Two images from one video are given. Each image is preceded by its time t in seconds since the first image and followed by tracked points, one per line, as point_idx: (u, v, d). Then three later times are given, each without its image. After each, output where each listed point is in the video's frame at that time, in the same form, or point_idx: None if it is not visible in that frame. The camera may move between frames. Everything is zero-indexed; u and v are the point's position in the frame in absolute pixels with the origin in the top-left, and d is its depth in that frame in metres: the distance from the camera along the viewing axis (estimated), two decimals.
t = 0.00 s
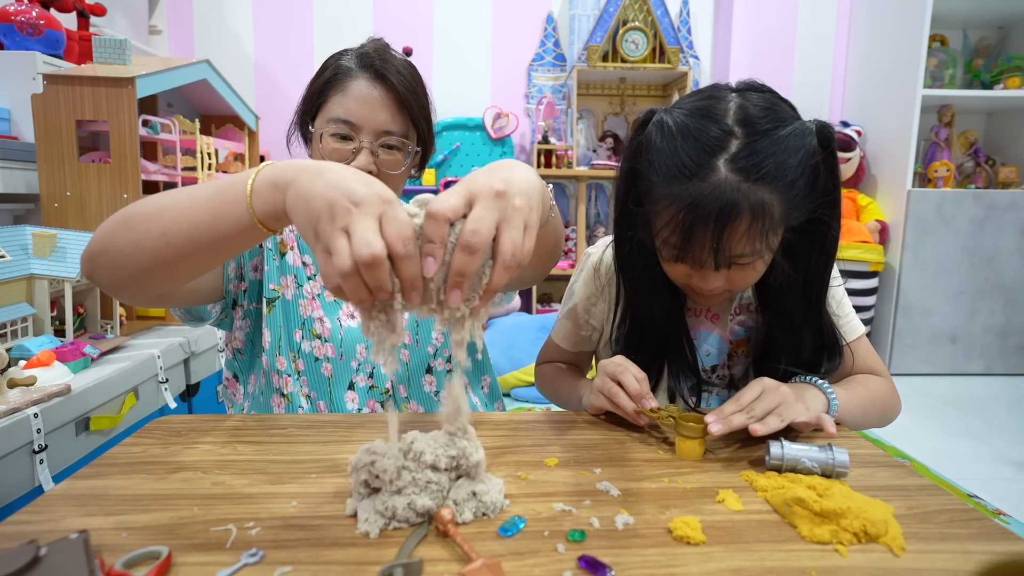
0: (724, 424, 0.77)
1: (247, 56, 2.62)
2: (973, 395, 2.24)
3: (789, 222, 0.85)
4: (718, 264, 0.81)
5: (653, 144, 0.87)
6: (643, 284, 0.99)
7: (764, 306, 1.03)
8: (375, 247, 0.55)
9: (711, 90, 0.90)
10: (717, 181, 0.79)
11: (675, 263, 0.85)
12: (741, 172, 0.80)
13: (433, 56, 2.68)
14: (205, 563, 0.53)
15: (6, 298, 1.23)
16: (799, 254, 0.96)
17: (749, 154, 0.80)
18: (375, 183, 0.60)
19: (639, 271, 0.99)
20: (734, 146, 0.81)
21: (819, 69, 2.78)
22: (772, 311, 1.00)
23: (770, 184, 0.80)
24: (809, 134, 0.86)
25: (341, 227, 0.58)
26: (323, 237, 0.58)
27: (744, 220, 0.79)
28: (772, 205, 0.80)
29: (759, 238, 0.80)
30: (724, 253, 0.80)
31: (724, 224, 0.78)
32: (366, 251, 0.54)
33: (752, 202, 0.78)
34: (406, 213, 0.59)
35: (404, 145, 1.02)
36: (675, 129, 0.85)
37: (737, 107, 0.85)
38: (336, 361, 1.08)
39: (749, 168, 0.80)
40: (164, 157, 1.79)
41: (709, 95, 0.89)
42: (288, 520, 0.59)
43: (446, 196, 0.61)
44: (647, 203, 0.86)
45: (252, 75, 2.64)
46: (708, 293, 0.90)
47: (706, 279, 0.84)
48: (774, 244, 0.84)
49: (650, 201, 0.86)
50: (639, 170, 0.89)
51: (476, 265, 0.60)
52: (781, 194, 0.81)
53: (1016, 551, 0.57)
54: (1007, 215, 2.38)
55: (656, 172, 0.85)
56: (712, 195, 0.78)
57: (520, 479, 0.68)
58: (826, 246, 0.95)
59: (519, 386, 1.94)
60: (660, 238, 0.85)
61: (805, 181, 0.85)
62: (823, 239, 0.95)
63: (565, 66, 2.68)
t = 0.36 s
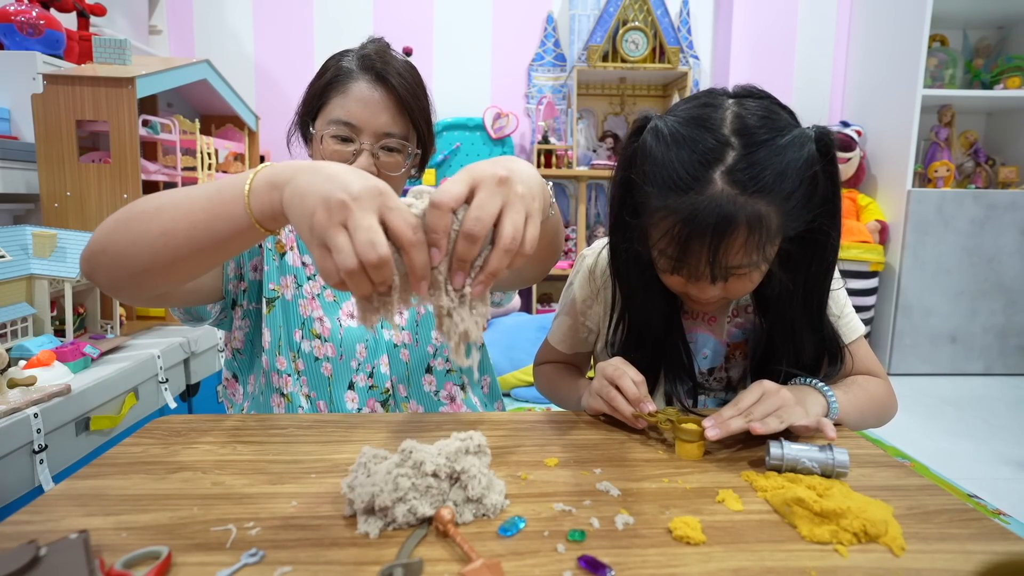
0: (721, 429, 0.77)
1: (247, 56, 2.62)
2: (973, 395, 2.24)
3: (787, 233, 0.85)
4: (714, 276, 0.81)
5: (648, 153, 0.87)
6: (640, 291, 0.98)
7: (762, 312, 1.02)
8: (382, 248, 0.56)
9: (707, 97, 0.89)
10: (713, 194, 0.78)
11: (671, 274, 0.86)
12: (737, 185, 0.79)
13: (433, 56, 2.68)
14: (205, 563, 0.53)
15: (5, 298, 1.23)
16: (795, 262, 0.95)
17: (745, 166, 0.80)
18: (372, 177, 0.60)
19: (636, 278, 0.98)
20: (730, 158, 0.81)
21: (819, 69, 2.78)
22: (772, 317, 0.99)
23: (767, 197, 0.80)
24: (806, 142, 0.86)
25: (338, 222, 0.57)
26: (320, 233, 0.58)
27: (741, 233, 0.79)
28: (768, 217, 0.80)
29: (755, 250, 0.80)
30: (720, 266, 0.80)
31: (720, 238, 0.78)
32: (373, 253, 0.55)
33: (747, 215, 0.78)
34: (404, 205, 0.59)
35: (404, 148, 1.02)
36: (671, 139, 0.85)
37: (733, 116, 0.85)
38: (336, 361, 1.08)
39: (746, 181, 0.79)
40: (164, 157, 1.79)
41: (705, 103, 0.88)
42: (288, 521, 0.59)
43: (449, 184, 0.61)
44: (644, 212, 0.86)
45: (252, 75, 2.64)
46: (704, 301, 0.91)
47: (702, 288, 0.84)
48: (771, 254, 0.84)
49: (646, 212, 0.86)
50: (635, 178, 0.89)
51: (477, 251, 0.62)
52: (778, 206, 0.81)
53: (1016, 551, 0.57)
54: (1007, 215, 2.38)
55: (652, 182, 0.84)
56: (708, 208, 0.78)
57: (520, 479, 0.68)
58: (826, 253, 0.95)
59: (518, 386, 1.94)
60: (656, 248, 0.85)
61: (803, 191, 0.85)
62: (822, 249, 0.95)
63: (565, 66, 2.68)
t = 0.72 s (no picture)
0: (721, 432, 0.77)
1: (247, 56, 2.62)
2: (973, 395, 2.24)
3: (786, 239, 0.84)
4: (712, 284, 0.81)
5: (645, 160, 0.86)
6: (640, 294, 0.98)
7: (762, 315, 1.02)
8: (388, 249, 0.56)
9: (705, 102, 0.89)
10: (711, 202, 0.78)
11: (669, 281, 0.85)
12: (735, 193, 0.79)
13: (433, 56, 2.68)
14: (205, 563, 0.53)
15: (5, 298, 1.23)
16: (793, 268, 0.96)
17: (743, 173, 0.80)
18: (376, 177, 0.60)
19: (635, 284, 0.97)
20: (727, 165, 0.80)
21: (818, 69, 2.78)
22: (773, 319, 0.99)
23: (765, 204, 0.79)
24: (805, 149, 0.85)
25: (343, 221, 0.57)
26: (324, 231, 0.58)
27: (739, 241, 0.78)
28: (766, 225, 0.79)
29: (753, 257, 0.80)
30: (717, 274, 0.80)
31: (718, 246, 0.78)
32: (379, 254, 0.56)
33: (745, 223, 0.78)
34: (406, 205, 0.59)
35: (405, 148, 1.02)
36: (668, 145, 0.84)
37: (731, 123, 0.84)
38: (336, 360, 1.08)
39: (743, 189, 0.79)
40: (164, 157, 1.79)
41: (702, 109, 0.88)
42: (288, 520, 0.59)
43: (454, 183, 0.61)
44: (641, 219, 0.86)
45: (252, 75, 2.64)
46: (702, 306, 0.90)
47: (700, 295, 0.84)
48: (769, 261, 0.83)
49: (643, 219, 0.85)
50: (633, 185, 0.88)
51: (479, 249, 0.62)
52: (776, 214, 0.81)
53: (1016, 551, 0.57)
54: (1007, 215, 2.38)
55: (649, 190, 0.84)
56: (705, 216, 0.77)
57: (520, 479, 0.68)
58: (825, 258, 0.95)
59: (519, 386, 1.94)
60: (654, 255, 0.84)
61: (801, 198, 0.84)
62: (819, 254, 0.94)
63: (565, 66, 2.68)
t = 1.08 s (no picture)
0: (722, 434, 0.77)
1: (247, 56, 2.62)
2: (973, 395, 2.24)
3: (784, 234, 0.84)
4: (706, 269, 0.81)
5: (652, 137, 0.86)
6: (640, 293, 0.98)
7: (761, 314, 1.02)
8: (388, 246, 0.56)
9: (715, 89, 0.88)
10: (712, 184, 0.78)
11: (664, 265, 0.85)
12: (737, 177, 0.78)
13: (433, 56, 2.68)
14: (204, 563, 0.53)
15: (5, 298, 1.23)
16: (792, 267, 0.94)
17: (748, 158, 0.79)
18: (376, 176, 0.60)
19: (630, 268, 0.97)
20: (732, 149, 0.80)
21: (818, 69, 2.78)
22: (772, 318, 0.99)
23: (766, 190, 0.79)
24: (812, 145, 0.85)
25: (343, 220, 0.57)
26: (326, 229, 0.58)
27: (736, 225, 0.78)
28: (765, 213, 0.79)
29: (750, 245, 0.80)
30: (713, 259, 0.80)
31: (715, 228, 0.78)
32: (379, 251, 0.56)
33: (744, 208, 0.78)
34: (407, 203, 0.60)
35: (404, 148, 1.02)
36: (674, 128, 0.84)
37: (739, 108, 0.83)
38: (336, 361, 1.08)
39: (746, 172, 0.78)
40: (164, 157, 1.79)
41: (713, 93, 0.87)
42: (287, 520, 0.59)
43: (452, 178, 0.61)
44: (640, 200, 0.86)
45: (252, 75, 2.64)
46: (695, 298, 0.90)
47: (692, 281, 0.84)
48: (766, 252, 0.83)
49: (643, 197, 0.85)
50: (636, 166, 0.88)
51: (476, 240, 0.62)
52: (777, 203, 0.80)
53: (1015, 551, 0.57)
54: (1007, 215, 2.38)
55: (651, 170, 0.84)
56: (705, 198, 0.77)
57: (520, 480, 0.68)
58: (826, 254, 0.94)
59: (518, 387, 1.94)
60: (650, 235, 0.84)
61: (804, 191, 0.84)
62: (819, 251, 0.93)
63: (565, 66, 2.68)
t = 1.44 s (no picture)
0: (722, 436, 0.76)
1: (247, 56, 2.62)
2: (973, 395, 2.24)
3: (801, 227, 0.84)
4: (724, 251, 0.80)
5: (681, 114, 0.85)
6: (644, 294, 0.98)
7: (775, 311, 1.03)
8: (393, 246, 0.56)
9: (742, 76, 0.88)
10: (741, 163, 0.77)
11: (679, 246, 0.84)
12: (766, 161, 0.78)
13: (433, 56, 2.68)
14: (204, 563, 0.53)
15: (5, 298, 1.23)
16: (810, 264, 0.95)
17: (779, 142, 0.79)
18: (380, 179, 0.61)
19: (641, 250, 0.96)
20: (764, 132, 0.80)
21: (818, 69, 2.78)
22: (784, 317, 0.99)
23: (792, 177, 0.79)
24: (840, 142, 0.85)
25: (348, 220, 0.58)
26: (330, 232, 0.58)
27: (761, 208, 0.77)
28: (789, 199, 0.79)
29: (772, 232, 0.79)
30: (732, 244, 0.79)
31: (740, 210, 0.77)
32: (384, 251, 0.56)
33: (771, 191, 0.77)
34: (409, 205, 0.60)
35: (404, 149, 1.02)
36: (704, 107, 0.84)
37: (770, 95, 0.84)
38: (336, 361, 1.08)
39: (776, 157, 0.78)
40: (164, 157, 1.79)
41: (740, 78, 0.88)
42: (287, 520, 0.59)
43: (450, 177, 0.61)
44: (662, 177, 0.85)
45: (252, 75, 2.64)
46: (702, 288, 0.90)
47: (704, 267, 0.83)
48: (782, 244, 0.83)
49: (666, 172, 0.84)
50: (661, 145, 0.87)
51: (473, 234, 0.62)
52: (801, 192, 0.81)
53: (1016, 551, 0.57)
54: (1007, 215, 2.38)
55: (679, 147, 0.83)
56: (734, 177, 0.77)
57: (520, 479, 0.68)
58: (844, 257, 0.94)
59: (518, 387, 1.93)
60: (669, 216, 0.83)
61: (828, 187, 0.85)
62: (838, 255, 0.93)
63: (565, 66, 2.68)
